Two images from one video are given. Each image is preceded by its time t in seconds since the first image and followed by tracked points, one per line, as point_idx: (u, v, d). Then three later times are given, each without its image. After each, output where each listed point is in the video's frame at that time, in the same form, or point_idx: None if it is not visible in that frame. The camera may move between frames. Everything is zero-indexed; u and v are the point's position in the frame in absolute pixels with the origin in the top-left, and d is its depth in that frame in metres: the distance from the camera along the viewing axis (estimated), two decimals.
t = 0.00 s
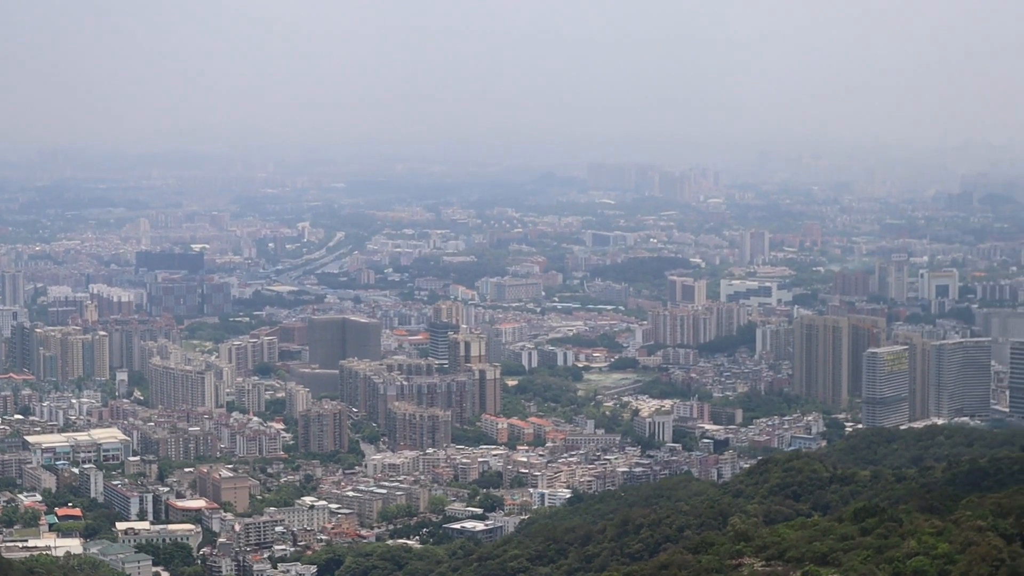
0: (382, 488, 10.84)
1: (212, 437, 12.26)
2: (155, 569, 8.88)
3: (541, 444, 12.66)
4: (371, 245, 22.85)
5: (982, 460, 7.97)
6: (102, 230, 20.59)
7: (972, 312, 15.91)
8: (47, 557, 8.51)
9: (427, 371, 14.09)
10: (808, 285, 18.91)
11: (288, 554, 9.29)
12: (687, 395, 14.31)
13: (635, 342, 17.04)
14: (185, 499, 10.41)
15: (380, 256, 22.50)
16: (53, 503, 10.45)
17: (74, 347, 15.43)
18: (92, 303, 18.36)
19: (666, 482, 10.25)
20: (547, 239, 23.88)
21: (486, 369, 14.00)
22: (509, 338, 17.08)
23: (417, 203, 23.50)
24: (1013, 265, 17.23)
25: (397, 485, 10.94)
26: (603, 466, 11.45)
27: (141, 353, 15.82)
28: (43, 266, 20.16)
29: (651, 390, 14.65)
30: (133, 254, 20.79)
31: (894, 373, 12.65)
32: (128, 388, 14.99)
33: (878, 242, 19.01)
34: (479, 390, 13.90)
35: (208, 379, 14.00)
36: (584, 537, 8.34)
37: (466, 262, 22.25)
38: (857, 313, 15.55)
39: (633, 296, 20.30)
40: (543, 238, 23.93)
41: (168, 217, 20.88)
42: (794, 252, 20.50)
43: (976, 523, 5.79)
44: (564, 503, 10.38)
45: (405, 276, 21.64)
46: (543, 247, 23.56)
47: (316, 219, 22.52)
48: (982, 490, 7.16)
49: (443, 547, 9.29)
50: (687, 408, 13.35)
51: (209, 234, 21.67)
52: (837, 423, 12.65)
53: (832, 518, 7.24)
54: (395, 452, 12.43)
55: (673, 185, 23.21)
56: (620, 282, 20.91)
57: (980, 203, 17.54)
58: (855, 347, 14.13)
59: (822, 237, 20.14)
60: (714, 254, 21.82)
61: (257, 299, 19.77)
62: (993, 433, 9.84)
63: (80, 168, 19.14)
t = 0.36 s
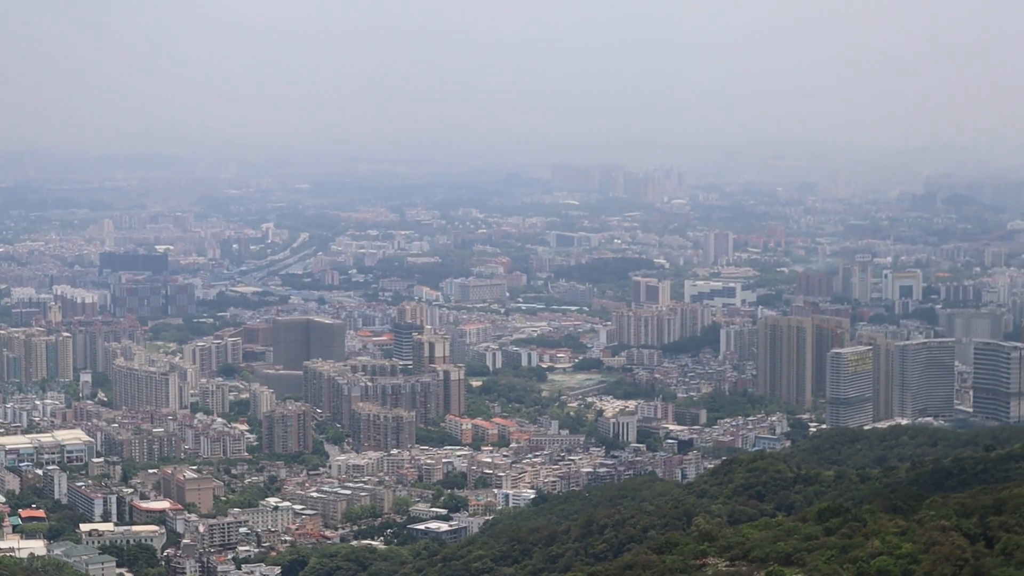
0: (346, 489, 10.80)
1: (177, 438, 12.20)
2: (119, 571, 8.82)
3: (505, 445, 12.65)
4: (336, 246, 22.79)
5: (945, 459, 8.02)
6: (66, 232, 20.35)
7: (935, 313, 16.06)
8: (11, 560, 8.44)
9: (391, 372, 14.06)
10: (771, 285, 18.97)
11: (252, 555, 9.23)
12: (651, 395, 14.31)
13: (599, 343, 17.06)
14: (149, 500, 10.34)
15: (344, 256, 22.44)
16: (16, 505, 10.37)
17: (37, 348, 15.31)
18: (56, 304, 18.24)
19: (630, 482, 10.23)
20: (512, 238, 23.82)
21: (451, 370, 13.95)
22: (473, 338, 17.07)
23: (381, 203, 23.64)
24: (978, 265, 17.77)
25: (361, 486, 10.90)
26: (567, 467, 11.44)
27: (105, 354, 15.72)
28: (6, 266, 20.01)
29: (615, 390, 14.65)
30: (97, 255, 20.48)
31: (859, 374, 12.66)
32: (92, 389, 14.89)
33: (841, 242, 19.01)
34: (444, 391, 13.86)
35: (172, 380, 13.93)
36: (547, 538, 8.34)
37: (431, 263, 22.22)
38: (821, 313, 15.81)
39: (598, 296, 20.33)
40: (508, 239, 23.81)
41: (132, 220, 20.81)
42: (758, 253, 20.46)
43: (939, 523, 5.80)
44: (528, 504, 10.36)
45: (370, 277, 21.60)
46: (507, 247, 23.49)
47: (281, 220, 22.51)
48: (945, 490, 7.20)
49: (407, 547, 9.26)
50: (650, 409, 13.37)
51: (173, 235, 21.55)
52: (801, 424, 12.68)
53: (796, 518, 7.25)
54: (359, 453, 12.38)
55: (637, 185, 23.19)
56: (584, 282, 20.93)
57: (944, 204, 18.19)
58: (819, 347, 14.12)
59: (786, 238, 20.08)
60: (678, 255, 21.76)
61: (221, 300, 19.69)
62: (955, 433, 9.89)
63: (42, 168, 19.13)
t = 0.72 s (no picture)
0: (306, 490, 10.75)
1: (136, 440, 12.13)
2: (78, 573, 8.74)
3: (465, 445, 12.63)
4: (296, 247, 22.72)
5: (904, 460, 8.06)
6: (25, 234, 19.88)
7: (894, 313, 16.17)
8: None
9: (351, 372, 14.01)
10: (731, 286, 19.03)
11: (211, 556, 9.18)
12: (611, 395, 14.33)
13: (558, 343, 17.08)
14: (108, 502, 10.26)
15: (304, 258, 22.52)
16: None
17: None
18: (14, 305, 18.10)
19: (590, 482, 10.23)
20: (472, 241, 23.96)
21: (410, 371, 13.90)
22: (432, 339, 17.05)
23: (340, 203, 23.39)
24: (936, 267, 18.31)
25: (321, 487, 10.85)
26: (527, 467, 11.42)
27: (64, 355, 15.61)
28: None
29: (575, 391, 14.66)
30: (56, 256, 20.32)
31: (818, 374, 12.66)
32: (51, 390, 14.79)
33: (801, 243, 19.05)
34: (404, 391, 13.83)
35: (132, 381, 13.85)
36: (507, 539, 8.32)
37: (391, 263, 22.17)
38: (781, 314, 15.99)
39: (558, 297, 20.35)
40: (468, 240, 24.00)
41: (92, 221, 20.59)
42: (717, 254, 20.63)
43: (898, 523, 5.81)
44: (488, 505, 10.34)
45: (330, 278, 21.54)
46: (468, 249, 23.61)
47: (240, 220, 22.21)
48: (903, 490, 7.24)
49: (367, 549, 9.22)
50: (610, 410, 13.38)
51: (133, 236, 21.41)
52: (760, 424, 12.70)
53: (756, 518, 7.27)
54: (319, 454, 12.33)
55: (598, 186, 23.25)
56: (544, 283, 20.95)
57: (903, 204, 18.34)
58: (778, 347, 14.20)
59: (745, 238, 20.20)
60: (638, 256, 22.07)
61: (180, 301, 19.59)
62: (914, 433, 9.93)
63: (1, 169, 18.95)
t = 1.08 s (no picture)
0: (270, 491, 10.68)
1: (99, 441, 12.02)
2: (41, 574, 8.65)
3: (429, 446, 12.60)
4: (259, 248, 22.60)
5: (866, 460, 8.07)
6: None
7: (858, 313, 16.22)
8: None
9: (314, 373, 13.94)
10: (695, 286, 19.04)
11: (175, 557, 9.10)
12: (575, 396, 14.33)
13: (523, 343, 17.08)
14: (71, 503, 10.17)
15: (268, 258, 22.39)
16: None
17: None
18: None
19: (554, 483, 10.20)
20: (435, 241, 23.86)
21: (374, 371, 13.86)
22: (396, 340, 17.00)
23: (303, 204, 23.20)
24: (899, 266, 18.35)
25: (285, 488, 10.78)
26: (490, 468, 11.39)
27: (27, 356, 15.48)
28: None
29: (539, 391, 14.64)
30: (18, 256, 20.15)
31: (782, 374, 12.65)
32: (13, 391, 14.67)
33: (764, 243, 19.12)
34: (368, 392, 13.78)
35: (95, 382, 13.75)
36: (472, 539, 8.28)
37: (354, 264, 22.09)
38: (744, 314, 16.07)
39: (521, 297, 20.33)
40: (431, 240, 23.91)
41: (54, 221, 20.16)
42: (681, 254, 20.53)
43: (861, 523, 5.81)
44: (452, 505, 10.31)
45: (293, 278, 21.44)
46: (431, 249, 23.50)
47: (204, 221, 22.23)
48: (867, 490, 7.24)
49: (332, 550, 9.17)
50: (574, 410, 13.36)
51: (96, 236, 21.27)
52: (724, 424, 12.71)
53: (720, 518, 7.25)
54: (283, 454, 12.27)
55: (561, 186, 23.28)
56: (508, 283, 20.93)
57: (865, 204, 18.43)
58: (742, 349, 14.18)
59: (709, 238, 20.23)
60: (602, 256, 21.82)
61: (143, 301, 19.46)
62: (877, 433, 9.95)
63: None
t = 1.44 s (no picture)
0: (234, 491, 10.63)
1: (63, 442, 11.94)
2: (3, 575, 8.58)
3: (394, 446, 12.57)
4: (223, 248, 22.23)
5: (831, 460, 8.10)
6: None
7: (821, 312, 16.27)
8: None
9: (278, 374, 13.88)
10: (659, 286, 19.04)
11: (139, 558, 9.04)
12: (540, 396, 14.32)
13: (487, 343, 17.07)
14: (34, 504, 10.09)
15: (231, 258, 21.93)
16: None
17: None
18: None
19: (519, 483, 10.19)
20: (399, 241, 23.40)
21: (338, 371, 13.82)
22: (361, 339, 16.96)
23: (267, 205, 23.40)
24: (863, 266, 18.39)
25: (249, 488, 10.74)
26: (455, 468, 11.37)
27: None
28: None
29: (503, 391, 14.63)
30: None
31: (746, 374, 12.66)
32: None
33: (729, 244, 19.19)
34: (332, 393, 13.74)
35: (59, 383, 13.65)
36: (436, 539, 8.26)
37: (318, 263, 22.02)
38: (708, 313, 16.08)
39: (485, 297, 20.31)
40: (395, 240, 23.44)
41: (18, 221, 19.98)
42: (646, 254, 20.48)
43: (825, 522, 5.82)
44: (417, 505, 10.28)
45: (257, 279, 21.34)
46: (395, 249, 23.09)
47: (168, 221, 22.44)
48: (832, 490, 7.25)
49: (296, 550, 9.14)
50: (539, 410, 13.35)
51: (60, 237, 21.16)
52: (689, 424, 12.72)
53: (684, 518, 7.25)
54: (247, 455, 12.21)
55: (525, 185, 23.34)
56: (472, 283, 20.90)
57: (831, 204, 18.94)
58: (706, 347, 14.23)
59: (673, 239, 20.27)
60: (566, 256, 21.47)
61: (107, 302, 19.34)
62: (841, 432, 9.98)
63: None
